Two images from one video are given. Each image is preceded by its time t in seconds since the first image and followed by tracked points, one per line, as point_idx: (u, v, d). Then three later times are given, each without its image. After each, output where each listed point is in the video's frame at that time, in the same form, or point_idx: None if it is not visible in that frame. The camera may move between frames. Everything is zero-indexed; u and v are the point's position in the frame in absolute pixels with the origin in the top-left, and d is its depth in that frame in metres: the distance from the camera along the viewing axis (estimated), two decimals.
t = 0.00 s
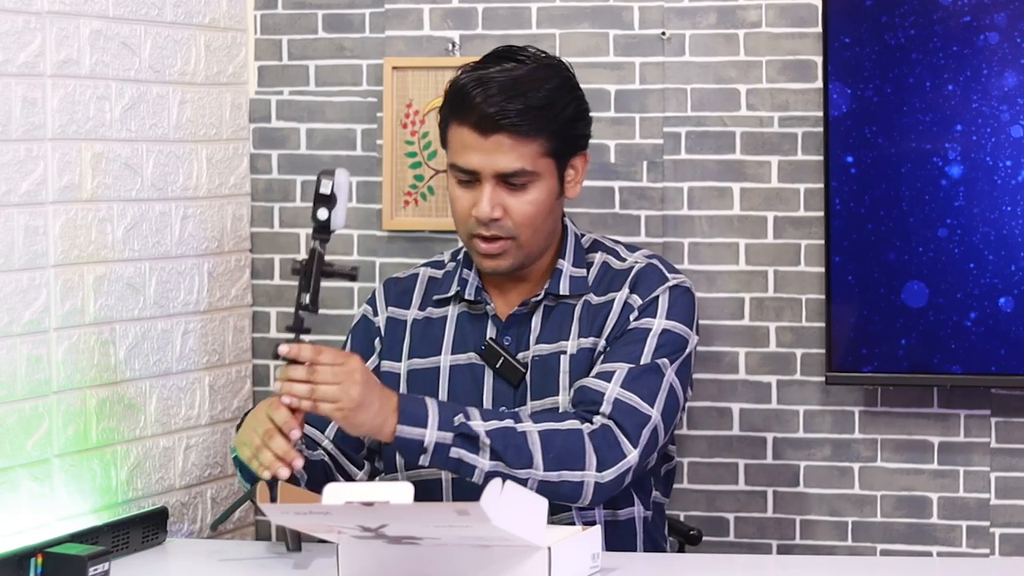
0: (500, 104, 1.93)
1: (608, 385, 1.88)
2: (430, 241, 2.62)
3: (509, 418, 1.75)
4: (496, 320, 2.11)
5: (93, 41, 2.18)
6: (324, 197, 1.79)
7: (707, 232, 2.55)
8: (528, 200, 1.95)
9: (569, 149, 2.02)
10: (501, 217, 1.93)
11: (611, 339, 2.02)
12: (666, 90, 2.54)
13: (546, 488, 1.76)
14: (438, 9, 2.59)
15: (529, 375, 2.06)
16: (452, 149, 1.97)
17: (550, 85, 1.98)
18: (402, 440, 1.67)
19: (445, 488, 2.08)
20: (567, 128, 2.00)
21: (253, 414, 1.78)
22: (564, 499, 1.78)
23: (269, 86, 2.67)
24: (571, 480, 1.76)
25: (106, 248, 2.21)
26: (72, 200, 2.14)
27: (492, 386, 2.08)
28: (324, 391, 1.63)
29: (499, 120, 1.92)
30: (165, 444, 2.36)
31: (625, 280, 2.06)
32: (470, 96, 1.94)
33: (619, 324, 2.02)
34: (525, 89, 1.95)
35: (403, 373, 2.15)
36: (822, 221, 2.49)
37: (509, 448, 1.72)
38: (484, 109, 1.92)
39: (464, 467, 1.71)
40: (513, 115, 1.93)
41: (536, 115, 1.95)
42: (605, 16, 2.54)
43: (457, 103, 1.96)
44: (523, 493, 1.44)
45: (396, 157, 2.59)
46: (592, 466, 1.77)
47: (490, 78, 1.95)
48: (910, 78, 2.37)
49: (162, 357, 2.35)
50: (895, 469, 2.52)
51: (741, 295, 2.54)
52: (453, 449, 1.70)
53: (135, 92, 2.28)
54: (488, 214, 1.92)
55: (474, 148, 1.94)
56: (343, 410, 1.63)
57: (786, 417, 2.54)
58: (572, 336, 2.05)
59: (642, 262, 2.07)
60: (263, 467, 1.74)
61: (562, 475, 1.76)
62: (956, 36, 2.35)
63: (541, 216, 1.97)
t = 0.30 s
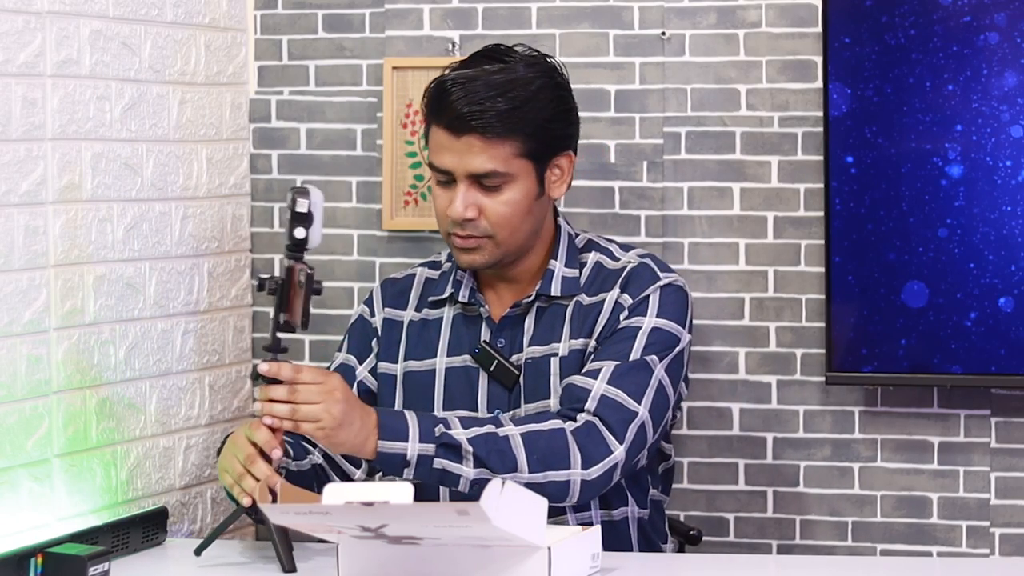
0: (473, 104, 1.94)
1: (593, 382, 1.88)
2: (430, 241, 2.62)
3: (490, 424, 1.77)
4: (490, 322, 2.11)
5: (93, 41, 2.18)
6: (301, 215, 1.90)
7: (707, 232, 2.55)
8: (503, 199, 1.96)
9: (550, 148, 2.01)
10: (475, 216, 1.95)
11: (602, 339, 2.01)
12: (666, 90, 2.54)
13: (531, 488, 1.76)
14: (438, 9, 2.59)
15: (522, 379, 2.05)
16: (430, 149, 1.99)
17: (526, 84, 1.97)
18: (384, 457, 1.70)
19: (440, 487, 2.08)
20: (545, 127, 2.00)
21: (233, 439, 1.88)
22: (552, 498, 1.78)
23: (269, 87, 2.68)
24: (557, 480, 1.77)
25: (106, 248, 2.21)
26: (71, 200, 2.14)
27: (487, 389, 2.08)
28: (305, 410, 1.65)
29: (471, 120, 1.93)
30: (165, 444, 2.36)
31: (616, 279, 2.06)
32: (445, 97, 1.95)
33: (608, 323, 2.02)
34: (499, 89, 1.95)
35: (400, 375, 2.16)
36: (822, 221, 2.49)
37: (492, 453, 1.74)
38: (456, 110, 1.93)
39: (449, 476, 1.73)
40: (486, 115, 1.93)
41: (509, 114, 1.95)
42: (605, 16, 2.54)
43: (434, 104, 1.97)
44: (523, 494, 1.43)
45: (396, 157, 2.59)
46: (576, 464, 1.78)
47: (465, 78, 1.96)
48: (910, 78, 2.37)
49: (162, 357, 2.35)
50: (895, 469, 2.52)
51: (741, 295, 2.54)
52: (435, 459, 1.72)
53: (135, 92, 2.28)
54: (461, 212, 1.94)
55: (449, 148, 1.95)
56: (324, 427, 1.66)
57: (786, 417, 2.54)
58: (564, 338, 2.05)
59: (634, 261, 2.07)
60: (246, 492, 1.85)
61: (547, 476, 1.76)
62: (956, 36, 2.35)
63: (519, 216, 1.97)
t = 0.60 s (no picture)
0: (457, 104, 1.94)
1: (584, 377, 1.88)
2: (429, 241, 2.62)
3: (477, 420, 1.77)
4: (484, 325, 2.11)
5: (93, 40, 2.18)
6: (272, 215, 2.01)
7: (707, 232, 2.55)
8: (487, 200, 1.96)
9: (537, 148, 2.01)
10: (458, 216, 1.95)
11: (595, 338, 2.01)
12: (666, 90, 2.54)
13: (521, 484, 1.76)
14: (438, 9, 2.59)
15: (518, 381, 2.06)
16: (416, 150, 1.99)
17: (510, 85, 1.97)
18: (369, 455, 1.70)
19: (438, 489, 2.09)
20: (530, 127, 1.99)
21: (217, 447, 1.93)
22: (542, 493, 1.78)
23: (269, 87, 2.68)
24: (546, 475, 1.76)
25: (106, 248, 2.21)
26: (71, 200, 2.13)
27: (483, 392, 2.09)
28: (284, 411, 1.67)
29: (452, 119, 1.93)
30: (165, 444, 2.36)
31: (610, 279, 2.06)
32: (429, 97, 1.96)
33: (601, 323, 2.02)
34: (483, 89, 1.95)
35: (396, 378, 2.16)
36: (822, 221, 2.49)
37: (481, 450, 1.73)
38: (439, 110, 1.94)
39: (438, 475, 1.73)
40: (468, 115, 1.93)
41: (492, 115, 1.95)
42: (605, 16, 2.53)
43: (419, 104, 1.98)
44: (522, 493, 1.43)
45: (395, 157, 2.59)
46: (566, 458, 1.77)
47: (449, 79, 1.96)
48: (910, 77, 2.37)
49: (162, 357, 2.35)
50: (895, 469, 2.52)
51: (741, 295, 2.54)
52: (423, 457, 1.72)
53: (135, 92, 2.28)
54: (443, 212, 1.94)
55: (432, 148, 1.95)
56: (305, 428, 1.67)
57: (786, 418, 2.54)
58: (558, 339, 2.05)
59: (629, 261, 2.07)
60: (232, 497, 1.89)
61: (537, 471, 1.76)
62: (956, 35, 2.35)
63: (503, 216, 1.97)
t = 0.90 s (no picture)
0: (453, 104, 1.94)
1: (582, 377, 1.88)
2: (429, 241, 2.62)
3: (474, 420, 1.77)
4: (483, 325, 2.11)
5: (93, 41, 2.18)
6: (262, 218, 2.04)
7: (707, 232, 2.55)
8: (483, 199, 1.96)
9: (533, 148, 2.01)
10: (455, 216, 1.95)
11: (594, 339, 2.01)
12: (666, 90, 2.54)
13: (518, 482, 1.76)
14: (438, 9, 2.59)
15: (517, 381, 2.05)
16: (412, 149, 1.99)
17: (506, 84, 1.97)
18: (368, 456, 1.69)
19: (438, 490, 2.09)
20: (526, 127, 1.99)
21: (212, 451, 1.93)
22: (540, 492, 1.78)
23: (269, 87, 2.68)
24: (543, 473, 1.77)
25: (106, 249, 2.21)
26: (70, 200, 2.13)
27: (482, 392, 2.09)
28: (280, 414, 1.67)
29: (447, 120, 1.93)
30: (165, 444, 2.36)
31: (609, 280, 2.06)
32: (425, 97, 1.96)
33: (600, 323, 2.02)
34: (478, 89, 1.95)
35: (395, 378, 2.16)
36: (822, 221, 2.49)
37: (478, 450, 1.73)
38: (435, 110, 1.94)
39: (435, 476, 1.73)
40: (464, 115, 1.93)
41: (488, 115, 1.94)
42: (605, 16, 2.53)
43: (414, 104, 1.98)
44: (522, 493, 1.43)
45: (395, 157, 2.59)
46: (562, 457, 1.77)
47: (444, 78, 1.96)
48: (910, 78, 2.37)
49: (162, 357, 2.35)
50: (895, 469, 2.52)
51: (741, 295, 2.54)
52: (420, 458, 1.72)
53: (135, 92, 2.28)
54: (439, 212, 1.94)
55: (428, 148, 1.95)
56: (301, 430, 1.67)
57: (786, 418, 2.54)
58: (557, 339, 2.05)
59: (628, 262, 2.07)
60: (229, 501, 1.90)
61: (533, 470, 1.76)
62: (956, 36, 2.35)
63: (500, 215, 1.97)
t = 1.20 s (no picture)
0: (475, 94, 1.94)
1: (586, 377, 1.89)
2: (429, 241, 2.62)
3: (474, 423, 1.76)
4: (490, 323, 2.11)
5: (93, 40, 2.18)
6: (260, 228, 2.03)
7: (707, 233, 2.55)
8: (501, 191, 1.96)
9: (551, 143, 2.02)
10: (473, 207, 1.95)
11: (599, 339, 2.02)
12: (666, 90, 2.54)
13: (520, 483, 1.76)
14: (438, 9, 2.59)
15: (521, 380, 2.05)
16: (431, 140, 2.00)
17: (528, 77, 1.98)
18: (370, 464, 1.70)
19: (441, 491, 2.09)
20: (546, 121, 2.00)
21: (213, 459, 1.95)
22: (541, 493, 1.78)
23: (269, 87, 2.68)
24: (545, 473, 1.77)
25: (106, 249, 2.21)
26: (71, 200, 2.13)
27: (486, 389, 2.09)
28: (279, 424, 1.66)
29: (469, 110, 1.94)
30: (165, 445, 2.36)
31: (616, 281, 2.06)
32: (446, 87, 1.96)
33: (605, 324, 2.02)
34: (500, 80, 1.96)
35: (400, 375, 2.16)
36: (822, 221, 2.49)
37: (481, 451, 1.73)
38: (456, 100, 1.94)
39: (438, 479, 1.72)
40: (485, 105, 1.94)
41: (509, 106, 1.95)
42: (605, 16, 2.53)
43: (435, 94, 1.99)
44: (522, 494, 1.43)
45: (396, 157, 2.59)
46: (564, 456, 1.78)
47: (466, 70, 1.97)
48: (910, 78, 2.37)
49: (162, 357, 2.35)
50: (895, 469, 2.52)
51: (741, 295, 2.54)
52: (424, 462, 1.71)
53: (135, 92, 2.28)
54: (457, 202, 1.94)
55: (448, 138, 1.96)
56: (301, 440, 1.66)
57: (787, 418, 2.54)
58: (563, 339, 2.05)
59: (636, 263, 2.07)
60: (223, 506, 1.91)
61: (535, 470, 1.76)
62: (956, 36, 2.35)
63: (517, 208, 1.97)
